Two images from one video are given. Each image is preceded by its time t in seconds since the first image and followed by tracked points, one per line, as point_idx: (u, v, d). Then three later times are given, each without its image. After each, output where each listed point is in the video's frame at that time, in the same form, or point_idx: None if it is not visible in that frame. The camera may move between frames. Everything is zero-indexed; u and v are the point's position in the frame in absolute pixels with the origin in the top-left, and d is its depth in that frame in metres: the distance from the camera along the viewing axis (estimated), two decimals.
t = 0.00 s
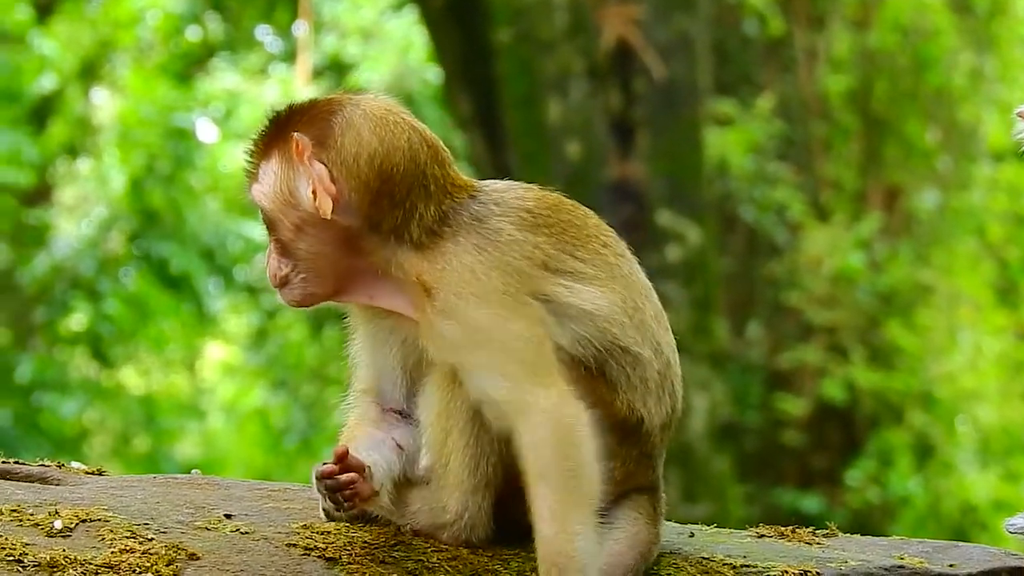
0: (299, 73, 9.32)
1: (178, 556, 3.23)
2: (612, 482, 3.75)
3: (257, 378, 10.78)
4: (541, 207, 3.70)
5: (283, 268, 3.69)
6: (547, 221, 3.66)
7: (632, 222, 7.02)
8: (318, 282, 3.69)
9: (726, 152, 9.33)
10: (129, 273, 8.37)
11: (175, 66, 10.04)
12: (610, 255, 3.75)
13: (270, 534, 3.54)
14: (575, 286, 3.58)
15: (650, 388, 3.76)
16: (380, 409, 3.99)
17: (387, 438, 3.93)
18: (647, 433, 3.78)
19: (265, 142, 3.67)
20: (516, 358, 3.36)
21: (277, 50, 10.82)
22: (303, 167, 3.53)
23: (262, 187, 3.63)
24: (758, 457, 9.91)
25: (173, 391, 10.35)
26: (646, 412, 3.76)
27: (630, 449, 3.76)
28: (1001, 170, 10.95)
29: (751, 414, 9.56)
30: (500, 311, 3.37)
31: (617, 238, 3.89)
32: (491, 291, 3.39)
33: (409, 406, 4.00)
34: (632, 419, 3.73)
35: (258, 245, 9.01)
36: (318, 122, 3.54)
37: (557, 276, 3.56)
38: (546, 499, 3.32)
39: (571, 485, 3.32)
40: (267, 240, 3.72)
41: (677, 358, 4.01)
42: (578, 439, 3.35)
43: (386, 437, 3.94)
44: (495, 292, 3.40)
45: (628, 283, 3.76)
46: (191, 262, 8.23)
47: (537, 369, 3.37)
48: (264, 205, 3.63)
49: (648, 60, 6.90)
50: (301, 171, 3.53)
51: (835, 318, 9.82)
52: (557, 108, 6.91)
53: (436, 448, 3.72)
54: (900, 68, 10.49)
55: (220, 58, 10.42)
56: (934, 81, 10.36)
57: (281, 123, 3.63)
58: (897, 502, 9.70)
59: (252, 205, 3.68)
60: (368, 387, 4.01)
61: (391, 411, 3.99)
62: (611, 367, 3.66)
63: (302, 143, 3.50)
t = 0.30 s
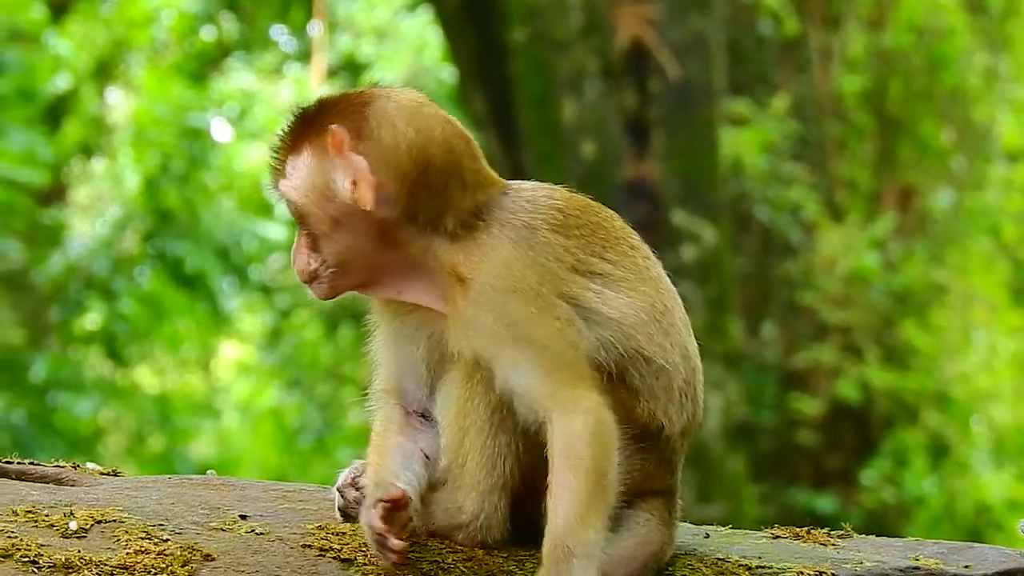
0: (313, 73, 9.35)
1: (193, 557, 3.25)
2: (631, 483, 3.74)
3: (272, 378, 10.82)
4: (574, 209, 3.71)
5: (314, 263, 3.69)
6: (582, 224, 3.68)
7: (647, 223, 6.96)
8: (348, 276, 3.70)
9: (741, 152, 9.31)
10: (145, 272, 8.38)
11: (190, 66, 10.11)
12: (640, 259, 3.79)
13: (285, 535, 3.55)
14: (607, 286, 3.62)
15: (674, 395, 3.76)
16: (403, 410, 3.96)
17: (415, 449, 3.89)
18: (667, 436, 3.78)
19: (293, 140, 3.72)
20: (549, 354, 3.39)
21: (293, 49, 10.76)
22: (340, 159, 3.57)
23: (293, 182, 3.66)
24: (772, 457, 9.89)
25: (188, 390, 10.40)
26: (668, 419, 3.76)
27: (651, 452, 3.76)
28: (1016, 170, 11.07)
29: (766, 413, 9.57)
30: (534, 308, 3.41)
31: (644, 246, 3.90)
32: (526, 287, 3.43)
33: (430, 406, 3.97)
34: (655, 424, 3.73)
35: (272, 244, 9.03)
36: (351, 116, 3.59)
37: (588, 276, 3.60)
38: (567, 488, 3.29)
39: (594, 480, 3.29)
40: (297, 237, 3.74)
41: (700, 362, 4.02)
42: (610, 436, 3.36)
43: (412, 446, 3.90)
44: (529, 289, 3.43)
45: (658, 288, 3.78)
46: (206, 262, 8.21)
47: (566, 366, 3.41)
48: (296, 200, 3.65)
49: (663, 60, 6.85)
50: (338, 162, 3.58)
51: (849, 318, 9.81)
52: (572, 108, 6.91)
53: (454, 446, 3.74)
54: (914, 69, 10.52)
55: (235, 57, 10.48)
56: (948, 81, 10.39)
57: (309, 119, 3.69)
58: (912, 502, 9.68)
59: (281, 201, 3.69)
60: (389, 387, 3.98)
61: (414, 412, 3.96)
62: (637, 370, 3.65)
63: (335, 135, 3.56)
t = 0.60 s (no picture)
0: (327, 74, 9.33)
1: (209, 557, 3.25)
2: (650, 476, 3.75)
3: (286, 380, 10.86)
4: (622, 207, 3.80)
5: (406, 230, 3.68)
6: (633, 222, 3.78)
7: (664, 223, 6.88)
8: (437, 247, 3.73)
9: (755, 153, 9.27)
10: (159, 274, 8.39)
11: (204, 67, 10.16)
12: (670, 261, 3.81)
13: (301, 535, 3.55)
14: (648, 281, 3.67)
15: (700, 396, 3.75)
16: (422, 390, 4.00)
17: (430, 429, 3.94)
18: (692, 435, 3.78)
19: (380, 107, 3.76)
20: (603, 310, 3.55)
21: (307, 51, 10.67)
22: (473, 125, 3.71)
23: (409, 144, 3.70)
24: (786, 458, 9.88)
25: (202, 391, 10.43)
26: (694, 416, 3.75)
27: (674, 450, 3.77)
28: None
29: (780, 414, 9.43)
30: (587, 270, 3.56)
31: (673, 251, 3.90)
32: (584, 250, 3.57)
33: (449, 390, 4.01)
34: (680, 420, 3.72)
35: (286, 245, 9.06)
36: (467, 91, 3.76)
37: (632, 268, 3.66)
38: (569, 390, 3.44)
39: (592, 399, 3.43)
40: (379, 204, 3.70)
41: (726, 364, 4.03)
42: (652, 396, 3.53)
43: (428, 425, 3.95)
44: (585, 253, 3.57)
45: (688, 289, 3.79)
46: (220, 263, 8.21)
47: (614, 327, 3.55)
48: (413, 162, 3.68)
49: (676, 61, 6.87)
50: (470, 128, 3.71)
51: (863, 319, 9.79)
52: (587, 108, 6.92)
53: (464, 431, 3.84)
54: (929, 69, 10.48)
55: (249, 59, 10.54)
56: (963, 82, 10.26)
57: (403, 86, 3.76)
58: (926, 503, 9.66)
59: (384, 163, 3.68)
60: (409, 367, 4.00)
61: (433, 394, 4.00)
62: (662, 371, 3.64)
63: (471, 103, 3.71)
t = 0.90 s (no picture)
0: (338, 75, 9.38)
1: (218, 556, 3.26)
2: (656, 474, 3.76)
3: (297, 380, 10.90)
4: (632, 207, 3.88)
5: (419, 230, 3.70)
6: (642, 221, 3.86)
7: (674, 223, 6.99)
8: (447, 247, 3.74)
9: (765, 153, 9.26)
10: (169, 274, 8.42)
11: (214, 67, 10.22)
12: (679, 261, 3.89)
13: (309, 535, 3.56)
14: (653, 280, 3.72)
15: (705, 396, 3.81)
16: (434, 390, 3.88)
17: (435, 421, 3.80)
18: (698, 433, 3.81)
19: (389, 109, 3.75)
20: (595, 302, 3.50)
21: (317, 51, 10.71)
22: (483, 127, 3.71)
23: (420, 147, 3.70)
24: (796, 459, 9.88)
25: (212, 391, 10.47)
26: (699, 415, 3.80)
27: (680, 449, 3.79)
28: None
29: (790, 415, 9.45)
30: (589, 261, 3.55)
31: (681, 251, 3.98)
32: (590, 244, 3.57)
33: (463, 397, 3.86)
34: (686, 420, 3.76)
35: (297, 246, 9.10)
36: (479, 92, 3.74)
37: (638, 266, 3.70)
38: (541, 350, 3.39)
39: (568, 356, 3.38)
40: (391, 207, 3.71)
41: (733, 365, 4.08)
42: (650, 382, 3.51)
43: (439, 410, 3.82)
44: (591, 246, 3.57)
45: (694, 290, 3.86)
46: (231, 264, 8.25)
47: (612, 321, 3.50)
48: (423, 164, 3.68)
49: (687, 62, 6.92)
50: (480, 129, 3.71)
51: (873, 320, 9.79)
52: (597, 110, 6.88)
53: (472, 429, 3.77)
54: (939, 70, 10.51)
55: (259, 60, 10.57)
56: (973, 83, 10.31)
57: (414, 88, 3.75)
58: (936, 504, 9.64)
59: (397, 165, 3.69)
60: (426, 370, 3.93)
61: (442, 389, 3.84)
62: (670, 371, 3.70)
63: (485, 103, 3.69)
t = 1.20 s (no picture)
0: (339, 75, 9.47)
1: (219, 555, 3.26)
2: (656, 473, 3.76)
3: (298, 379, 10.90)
4: (646, 209, 3.87)
5: (465, 255, 3.68)
6: (654, 222, 3.86)
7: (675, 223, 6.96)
8: (488, 265, 3.73)
9: (767, 152, 9.25)
10: (170, 273, 8.43)
11: (216, 66, 10.21)
12: (687, 262, 3.90)
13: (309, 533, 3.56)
14: (658, 274, 3.74)
15: (707, 394, 3.83)
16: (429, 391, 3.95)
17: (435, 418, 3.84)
18: (699, 432, 3.82)
19: (402, 148, 3.65)
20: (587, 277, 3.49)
21: (318, 50, 10.74)
22: (496, 141, 3.78)
23: (448, 176, 3.68)
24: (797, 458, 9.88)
25: (213, 390, 10.47)
26: (701, 414, 3.81)
27: (680, 448, 3.80)
28: None
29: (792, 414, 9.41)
30: (585, 240, 3.57)
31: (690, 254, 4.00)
32: (591, 229, 3.60)
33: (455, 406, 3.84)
34: (687, 418, 3.78)
35: (298, 245, 9.10)
36: (481, 108, 3.81)
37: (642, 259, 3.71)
38: (523, 333, 3.36)
39: (570, 341, 3.35)
40: (432, 244, 3.68)
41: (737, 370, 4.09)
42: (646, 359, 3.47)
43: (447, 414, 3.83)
44: (593, 232, 3.59)
45: (700, 290, 3.89)
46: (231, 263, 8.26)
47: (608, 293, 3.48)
48: (459, 194, 3.67)
49: (688, 61, 6.92)
50: (494, 144, 3.77)
51: (874, 319, 9.79)
52: (598, 109, 6.85)
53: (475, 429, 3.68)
54: (940, 69, 10.50)
55: (260, 59, 10.56)
56: (974, 82, 10.31)
57: (417, 121, 3.66)
58: (937, 503, 9.64)
59: (434, 202, 3.64)
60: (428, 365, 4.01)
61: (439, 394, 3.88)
62: (670, 366, 3.73)
63: (493, 118, 3.78)
